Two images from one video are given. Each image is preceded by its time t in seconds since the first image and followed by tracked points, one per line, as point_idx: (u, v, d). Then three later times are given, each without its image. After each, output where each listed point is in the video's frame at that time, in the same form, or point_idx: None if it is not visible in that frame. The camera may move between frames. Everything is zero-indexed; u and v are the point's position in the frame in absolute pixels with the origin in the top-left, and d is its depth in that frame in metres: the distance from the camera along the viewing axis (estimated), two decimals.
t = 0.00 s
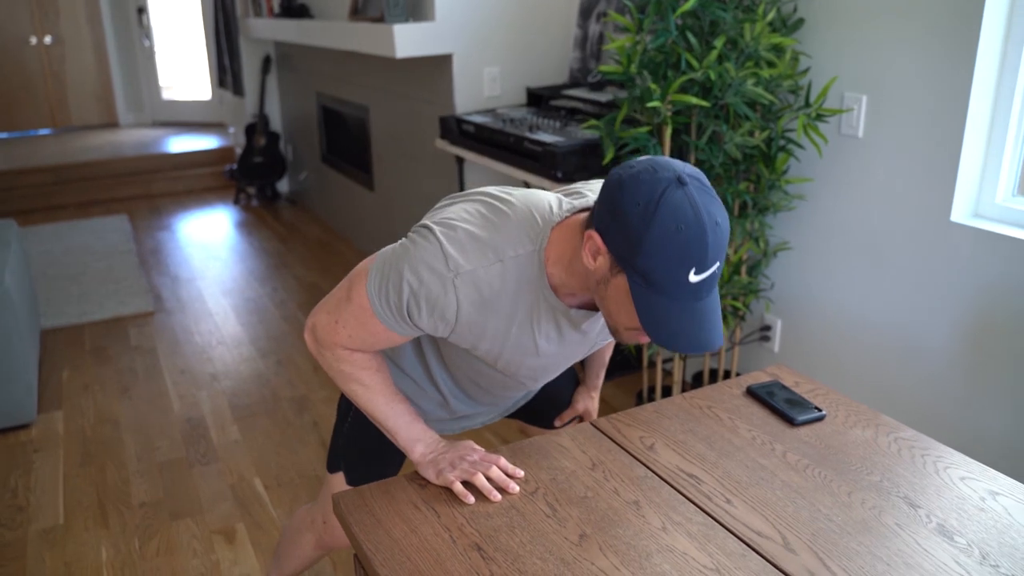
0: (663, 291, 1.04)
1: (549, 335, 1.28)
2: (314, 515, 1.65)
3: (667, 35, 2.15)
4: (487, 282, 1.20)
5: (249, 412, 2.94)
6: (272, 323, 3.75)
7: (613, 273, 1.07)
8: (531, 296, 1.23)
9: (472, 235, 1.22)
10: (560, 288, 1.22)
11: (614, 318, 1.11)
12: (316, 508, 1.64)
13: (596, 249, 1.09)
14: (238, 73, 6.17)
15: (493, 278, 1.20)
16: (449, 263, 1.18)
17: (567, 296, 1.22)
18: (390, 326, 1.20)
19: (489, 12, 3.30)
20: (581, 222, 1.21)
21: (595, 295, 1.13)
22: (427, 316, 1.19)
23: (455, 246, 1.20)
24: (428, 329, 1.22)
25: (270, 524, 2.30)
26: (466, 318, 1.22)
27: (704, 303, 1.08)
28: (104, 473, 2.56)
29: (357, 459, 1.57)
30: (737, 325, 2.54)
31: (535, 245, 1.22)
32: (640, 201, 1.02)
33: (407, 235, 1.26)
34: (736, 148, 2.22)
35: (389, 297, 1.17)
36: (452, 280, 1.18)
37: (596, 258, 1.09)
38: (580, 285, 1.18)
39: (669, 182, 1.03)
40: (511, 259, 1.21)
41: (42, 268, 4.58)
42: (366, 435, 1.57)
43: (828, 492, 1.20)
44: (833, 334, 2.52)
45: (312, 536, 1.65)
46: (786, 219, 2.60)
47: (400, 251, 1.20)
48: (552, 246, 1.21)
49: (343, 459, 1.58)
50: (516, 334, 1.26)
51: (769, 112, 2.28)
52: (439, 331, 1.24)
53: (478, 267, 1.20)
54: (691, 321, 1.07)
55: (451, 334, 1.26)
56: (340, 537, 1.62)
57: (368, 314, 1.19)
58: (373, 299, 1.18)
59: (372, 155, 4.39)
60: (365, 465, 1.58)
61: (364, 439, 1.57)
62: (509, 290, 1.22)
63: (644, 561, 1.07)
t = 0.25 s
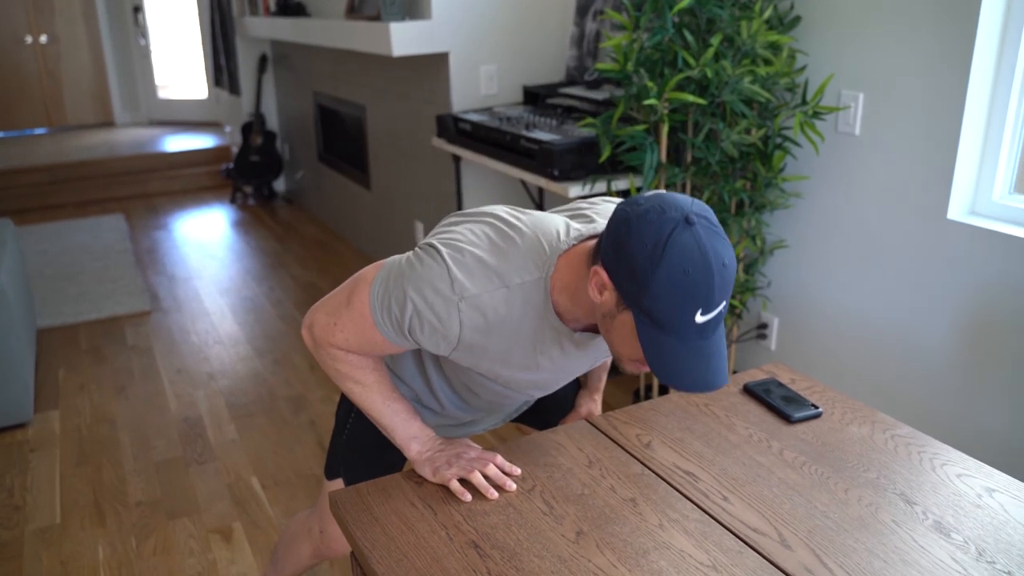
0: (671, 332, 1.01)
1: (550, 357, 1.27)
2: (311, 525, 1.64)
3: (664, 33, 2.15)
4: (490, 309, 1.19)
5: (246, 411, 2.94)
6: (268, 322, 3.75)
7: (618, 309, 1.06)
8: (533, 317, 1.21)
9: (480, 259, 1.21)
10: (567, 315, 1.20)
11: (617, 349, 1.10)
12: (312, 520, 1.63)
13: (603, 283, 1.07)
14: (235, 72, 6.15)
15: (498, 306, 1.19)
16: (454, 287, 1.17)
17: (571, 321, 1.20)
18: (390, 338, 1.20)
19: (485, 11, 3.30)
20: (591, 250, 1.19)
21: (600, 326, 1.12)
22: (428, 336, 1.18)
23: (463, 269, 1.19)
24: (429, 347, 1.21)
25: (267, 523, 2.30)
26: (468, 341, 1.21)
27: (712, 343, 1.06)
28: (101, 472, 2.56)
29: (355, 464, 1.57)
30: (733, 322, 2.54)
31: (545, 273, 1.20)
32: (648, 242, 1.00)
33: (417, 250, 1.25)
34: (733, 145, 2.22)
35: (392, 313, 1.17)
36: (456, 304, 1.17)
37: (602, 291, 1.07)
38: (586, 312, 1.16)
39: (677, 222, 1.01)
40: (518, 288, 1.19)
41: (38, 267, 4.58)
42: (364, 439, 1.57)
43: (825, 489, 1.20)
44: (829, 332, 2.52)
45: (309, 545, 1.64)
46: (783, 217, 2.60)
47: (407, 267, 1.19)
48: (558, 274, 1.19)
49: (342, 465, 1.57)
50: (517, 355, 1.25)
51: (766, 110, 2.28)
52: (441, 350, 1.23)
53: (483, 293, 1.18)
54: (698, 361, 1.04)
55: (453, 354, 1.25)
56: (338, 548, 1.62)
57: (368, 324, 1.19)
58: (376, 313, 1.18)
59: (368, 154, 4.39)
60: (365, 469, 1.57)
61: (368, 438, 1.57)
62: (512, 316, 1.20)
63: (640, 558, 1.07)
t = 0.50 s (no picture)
0: (675, 365, 1.01)
1: (547, 374, 1.27)
2: (308, 536, 1.63)
3: (661, 31, 2.14)
4: (492, 330, 1.19)
5: (243, 410, 2.93)
6: (265, 321, 3.74)
7: (621, 339, 1.05)
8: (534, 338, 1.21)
9: (487, 279, 1.21)
10: (568, 337, 1.19)
11: (617, 375, 1.09)
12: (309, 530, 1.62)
13: (606, 313, 1.06)
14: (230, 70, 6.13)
15: (499, 328, 1.19)
16: (457, 305, 1.17)
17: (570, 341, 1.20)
18: (390, 348, 1.20)
19: (482, 9, 3.29)
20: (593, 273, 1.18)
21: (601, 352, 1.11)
22: (428, 350, 1.19)
23: (467, 288, 1.19)
24: (428, 361, 1.22)
25: (263, 521, 2.29)
26: (468, 359, 1.22)
27: (714, 377, 1.06)
28: (96, 471, 2.55)
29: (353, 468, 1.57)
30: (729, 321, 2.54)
31: (549, 296, 1.19)
32: (653, 276, 1.00)
33: (423, 261, 1.25)
34: (730, 144, 2.23)
35: (393, 326, 1.17)
36: (458, 322, 1.17)
37: (605, 320, 1.07)
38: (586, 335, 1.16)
39: (683, 258, 1.01)
40: (520, 310, 1.19)
41: (33, 266, 4.56)
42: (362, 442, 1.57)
43: (822, 487, 1.21)
44: (826, 331, 2.53)
45: (305, 557, 1.64)
46: (780, 215, 2.60)
47: (412, 280, 1.19)
48: (561, 299, 1.18)
49: (339, 470, 1.57)
50: (514, 370, 1.25)
51: (763, 109, 2.28)
52: (439, 364, 1.23)
53: (486, 314, 1.18)
54: (700, 393, 1.04)
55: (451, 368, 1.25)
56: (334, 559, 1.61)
57: (367, 331, 1.19)
58: (377, 322, 1.19)
59: (365, 152, 4.38)
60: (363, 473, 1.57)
61: (365, 438, 1.56)
62: (513, 337, 1.20)
63: (638, 557, 1.07)
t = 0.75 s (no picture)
0: (672, 342, 1.01)
1: (545, 362, 1.26)
2: (304, 535, 1.63)
3: (658, 29, 2.14)
4: (488, 316, 1.18)
5: (241, 409, 2.93)
6: (262, 320, 3.73)
7: (619, 318, 1.05)
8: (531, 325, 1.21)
9: (480, 266, 1.21)
10: (564, 323, 1.19)
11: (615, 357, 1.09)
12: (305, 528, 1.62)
13: (604, 292, 1.06)
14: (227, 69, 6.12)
15: (495, 313, 1.19)
16: (453, 293, 1.17)
17: (566, 327, 1.20)
18: (387, 342, 1.20)
19: (479, 7, 3.29)
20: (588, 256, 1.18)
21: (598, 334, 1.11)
22: (425, 341, 1.18)
23: (461, 276, 1.18)
24: (425, 352, 1.21)
25: (261, 521, 2.29)
26: (465, 347, 1.21)
27: (711, 354, 1.06)
28: (93, 471, 2.55)
29: (349, 466, 1.56)
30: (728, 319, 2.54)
31: (544, 280, 1.19)
32: (650, 253, 1.00)
33: (416, 254, 1.24)
34: (727, 142, 2.22)
35: (389, 319, 1.17)
36: (454, 310, 1.17)
37: (603, 300, 1.06)
38: (582, 319, 1.15)
39: (680, 234, 1.01)
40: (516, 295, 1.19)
41: (29, 266, 4.55)
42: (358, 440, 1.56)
43: (821, 486, 1.20)
44: (823, 329, 2.53)
45: (302, 556, 1.63)
46: (778, 214, 2.59)
47: (406, 272, 1.19)
48: (557, 284, 1.18)
49: (335, 468, 1.57)
50: (511, 359, 1.25)
51: (761, 107, 2.28)
52: (436, 354, 1.23)
53: (481, 301, 1.18)
54: (696, 371, 1.04)
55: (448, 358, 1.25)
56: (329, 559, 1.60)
57: (365, 325, 1.19)
58: (373, 315, 1.18)
59: (362, 151, 4.38)
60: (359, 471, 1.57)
61: (361, 436, 1.56)
62: (509, 323, 1.20)
63: (637, 556, 1.07)
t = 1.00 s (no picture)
0: (667, 281, 1.05)
1: (543, 330, 1.28)
2: (304, 526, 1.63)
3: (656, 30, 2.14)
4: (485, 284, 1.20)
5: (239, 411, 2.92)
6: (260, 321, 3.73)
7: (614, 265, 1.09)
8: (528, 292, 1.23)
9: (470, 238, 1.22)
10: (561, 287, 1.22)
11: (616, 308, 1.12)
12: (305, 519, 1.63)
13: (597, 242, 1.10)
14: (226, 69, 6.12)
15: (491, 280, 1.20)
16: (447, 265, 1.18)
17: (564, 293, 1.23)
18: (387, 327, 1.19)
19: (478, 8, 3.29)
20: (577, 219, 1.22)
21: (596, 289, 1.14)
22: (426, 317, 1.18)
23: (453, 248, 1.20)
24: (426, 331, 1.21)
25: (259, 523, 2.29)
26: (464, 320, 1.22)
27: (705, 294, 1.09)
28: (92, 472, 2.54)
29: (348, 462, 1.56)
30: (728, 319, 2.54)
31: (535, 244, 1.22)
32: (640, 195, 1.04)
33: (404, 238, 1.25)
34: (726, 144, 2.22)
35: (388, 301, 1.17)
36: (451, 282, 1.18)
37: (596, 251, 1.10)
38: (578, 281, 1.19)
39: (667, 175, 1.05)
40: (511, 261, 1.21)
41: (28, 267, 4.54)
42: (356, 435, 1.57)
43: (820, 489, 1.20)
44: (820, 328, 2.53)
45: (302, 547, 1.63)
46: (776, 215, 2.59)
47: (398, 254, 1.20)
48: (549, 247, 1.21)
49: (334, 463, 1.57)
50: (511, 329, 1.26)
51: (759, 108, 2.28)
52: (436, 333, 1.23)
53: (476, 269, 1.19)
54: (694, 311, 1.07)
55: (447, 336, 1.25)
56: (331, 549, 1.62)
57: (365, 314, 1.19)
58: (371, 301, 1.18)
59: (360, 152, 4.37)
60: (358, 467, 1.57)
61: (360, 433, 1.56)
62: (506, 289, 1.21)
63: (635, 558, 1.07)
